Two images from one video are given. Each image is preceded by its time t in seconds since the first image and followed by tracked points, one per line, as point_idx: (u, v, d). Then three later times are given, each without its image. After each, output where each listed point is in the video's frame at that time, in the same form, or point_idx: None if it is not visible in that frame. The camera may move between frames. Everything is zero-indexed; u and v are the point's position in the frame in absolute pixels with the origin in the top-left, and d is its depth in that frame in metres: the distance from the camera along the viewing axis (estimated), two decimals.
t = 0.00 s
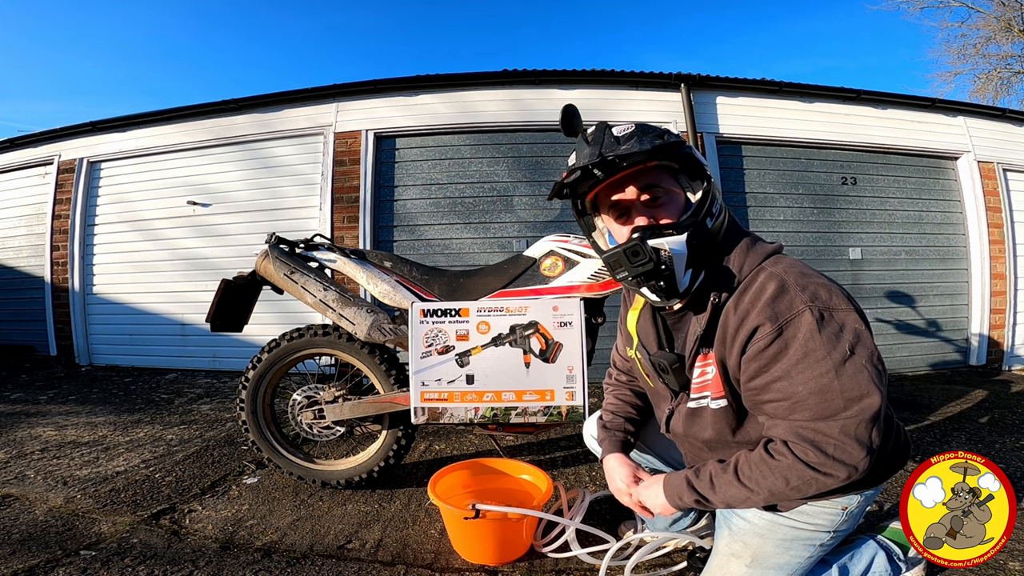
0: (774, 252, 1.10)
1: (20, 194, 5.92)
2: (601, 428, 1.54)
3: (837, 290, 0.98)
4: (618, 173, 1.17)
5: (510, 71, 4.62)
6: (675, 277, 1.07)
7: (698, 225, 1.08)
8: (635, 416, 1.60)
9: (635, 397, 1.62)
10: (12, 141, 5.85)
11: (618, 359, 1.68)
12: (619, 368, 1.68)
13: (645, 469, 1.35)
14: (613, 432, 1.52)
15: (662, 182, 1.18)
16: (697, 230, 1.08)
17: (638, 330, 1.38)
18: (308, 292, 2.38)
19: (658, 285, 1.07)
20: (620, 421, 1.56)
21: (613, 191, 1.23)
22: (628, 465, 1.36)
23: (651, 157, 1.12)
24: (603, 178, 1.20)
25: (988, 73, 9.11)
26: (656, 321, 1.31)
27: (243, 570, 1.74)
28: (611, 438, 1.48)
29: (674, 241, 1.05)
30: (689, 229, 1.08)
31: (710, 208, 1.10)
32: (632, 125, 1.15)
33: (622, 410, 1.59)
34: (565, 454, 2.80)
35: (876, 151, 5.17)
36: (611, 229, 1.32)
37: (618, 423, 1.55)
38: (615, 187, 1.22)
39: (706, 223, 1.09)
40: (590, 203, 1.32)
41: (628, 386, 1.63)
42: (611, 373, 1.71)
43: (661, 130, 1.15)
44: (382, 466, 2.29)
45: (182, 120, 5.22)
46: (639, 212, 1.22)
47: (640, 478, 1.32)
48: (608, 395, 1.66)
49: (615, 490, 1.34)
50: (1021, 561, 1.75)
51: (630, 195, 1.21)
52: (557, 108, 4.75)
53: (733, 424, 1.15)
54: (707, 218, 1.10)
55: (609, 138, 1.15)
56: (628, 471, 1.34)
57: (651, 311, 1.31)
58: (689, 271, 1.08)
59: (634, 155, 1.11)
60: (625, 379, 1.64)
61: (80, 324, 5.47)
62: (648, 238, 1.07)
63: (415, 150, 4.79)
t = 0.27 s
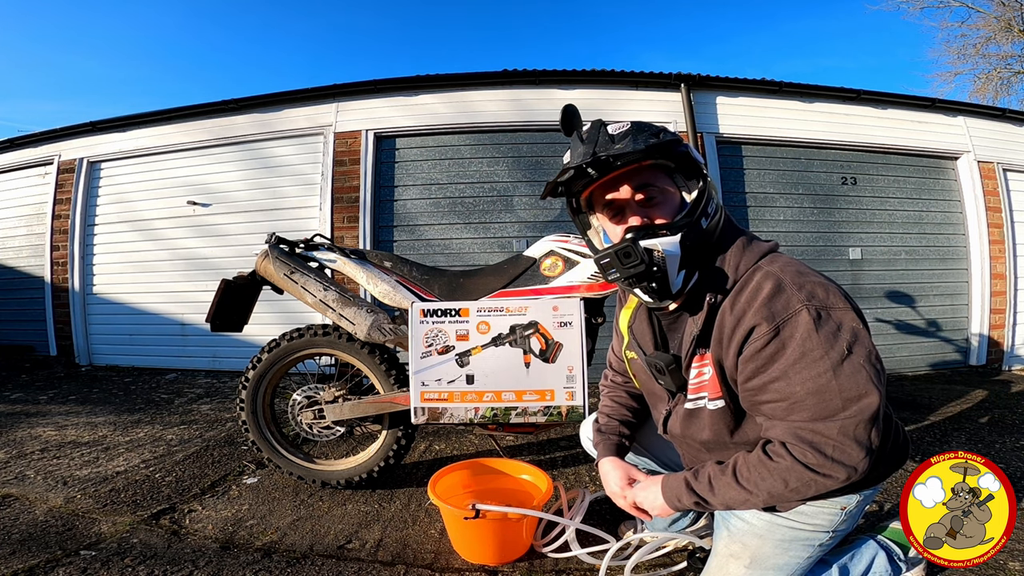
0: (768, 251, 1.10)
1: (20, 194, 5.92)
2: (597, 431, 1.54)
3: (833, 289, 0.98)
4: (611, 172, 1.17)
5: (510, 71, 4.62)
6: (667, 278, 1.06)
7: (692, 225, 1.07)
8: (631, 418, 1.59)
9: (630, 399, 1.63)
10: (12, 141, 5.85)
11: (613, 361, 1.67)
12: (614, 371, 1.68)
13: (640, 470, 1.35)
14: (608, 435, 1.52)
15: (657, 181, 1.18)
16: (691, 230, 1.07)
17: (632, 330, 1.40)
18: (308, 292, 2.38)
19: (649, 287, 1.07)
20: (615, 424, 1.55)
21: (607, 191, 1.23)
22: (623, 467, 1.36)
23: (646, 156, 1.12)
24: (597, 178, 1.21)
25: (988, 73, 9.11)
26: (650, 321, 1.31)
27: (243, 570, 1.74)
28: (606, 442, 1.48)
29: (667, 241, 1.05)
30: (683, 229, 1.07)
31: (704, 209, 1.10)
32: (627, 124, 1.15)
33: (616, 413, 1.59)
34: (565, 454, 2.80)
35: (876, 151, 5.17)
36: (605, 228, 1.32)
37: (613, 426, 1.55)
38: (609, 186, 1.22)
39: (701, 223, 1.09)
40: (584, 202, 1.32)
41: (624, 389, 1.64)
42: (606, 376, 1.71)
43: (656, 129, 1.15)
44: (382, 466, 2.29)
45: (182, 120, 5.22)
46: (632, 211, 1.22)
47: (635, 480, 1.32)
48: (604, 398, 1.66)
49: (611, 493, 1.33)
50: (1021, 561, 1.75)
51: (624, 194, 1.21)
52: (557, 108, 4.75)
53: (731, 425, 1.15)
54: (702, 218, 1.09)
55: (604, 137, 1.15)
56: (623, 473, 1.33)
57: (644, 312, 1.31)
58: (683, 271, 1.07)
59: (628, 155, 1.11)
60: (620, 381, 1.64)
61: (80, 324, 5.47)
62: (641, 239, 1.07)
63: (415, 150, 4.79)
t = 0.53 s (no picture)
0: (763, 247, 1.10)
1: (20, 194, 5.92)
2: (595, 430, 1.54)
3: (826, 283, 0.97)
4: (593, 177, 1.20)
5: (510, 71, 4.62)
6: (637, 280, 1.13)
7: (668, 230, 1.11)
8: (630, 417, 1.60)
9: (629, 399, 1.64)
10: (12, 141, 5.85)
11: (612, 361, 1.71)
12: (614, 371, 1.70)
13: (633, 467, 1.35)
14: (607, 433, 1.52)
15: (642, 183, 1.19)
16: (666, 235, 1.11)
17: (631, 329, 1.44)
18: (308, 292, 2.37)
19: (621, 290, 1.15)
20: (614, 422, 1.56)
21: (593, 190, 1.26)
22: (617, 464, 1.36)
23: (628, 161, 1.14)
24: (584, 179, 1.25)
25: (988, 73, 9.11)
26: (649, 320, 1.35)
27: (243, 570, 1.74)
28: (604, 440, 1.48)
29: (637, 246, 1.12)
30: (657, 234, 1.12)
31: (686, 212, 1.13)
32: (615, 127, 1.17)
33: (615, 412, 1.59)
34: (565, 454, 2.80)
35: (876, 151, 5.17)
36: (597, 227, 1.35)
37: (612, 424, 1.55)
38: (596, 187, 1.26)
39: (679, 227, 1.12)
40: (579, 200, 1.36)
41: (623, 389, 1.65)
42: (605, 377, 1.73)
43: (643, 131, 1.15)
44: (382, 466, 2.29)
45: (182, 120, 5.22)
46: (615, 213, 1.24)
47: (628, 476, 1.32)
48: (603, 398, 1.68)
49: (604, 489, 1.33)
50: (1021, 561, 1.75)
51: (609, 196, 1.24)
52: (558, 108, 4.75)
53: (727, 422, 1.15)
54: (681, 222, 1.12)
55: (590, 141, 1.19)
56: (617, 469, 1.34)
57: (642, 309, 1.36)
58: (653, 276, 1.13)
59: (608, 160, 1.14)
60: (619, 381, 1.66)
61: (80, 324, 5.47)
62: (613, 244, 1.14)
63: (415, 150, 4.79)
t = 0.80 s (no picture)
0: (761, 243, 1.10)
1: (20, 194, 5.92)
2: (596, 425, 1.54)
3: (821, 279, 0.97)
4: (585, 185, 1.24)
5: (510, 71, 4.62)
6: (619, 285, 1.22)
7: (650, 241, 1.16)
8: (632, 415, 1.60)
9: (632, 396, 1.63)
10: (12, 141, 5.84)
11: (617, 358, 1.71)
12: (619, 368, 1.70)
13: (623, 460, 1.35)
14: (607, 429, 1.52)
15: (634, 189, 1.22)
16: (647, 246, 1.16)
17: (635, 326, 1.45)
18: (308, 292, 2.37)
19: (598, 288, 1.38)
20: (615, 419, 1.56)
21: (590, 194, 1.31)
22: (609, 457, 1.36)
23: (614, 171, 1.17)
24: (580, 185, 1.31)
25: (988, 72, 9.11)
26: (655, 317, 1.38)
27: (243, 570, 1.74)
28: (603, 435, 1.48)
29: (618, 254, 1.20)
30: (639, 243, 1.17)
31: (671, 221, 1.15)
32: (606, 136, 1.20)
33: (618, 409, 1.59)
34: (565, 454, 2.79)
35: (876, 151, 5.17)
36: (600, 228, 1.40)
37: (613, 420, 1.55)
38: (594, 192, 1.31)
39: (663, 236, 1.16)
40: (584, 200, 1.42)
41: (626, 385, 1.64)
42: (611, 373, 1.72)
43: (633, 139, 1.17)
44: (382, 466, 2.29)
45: (182, 120, 5.22)
46: (608, 218, 1.29)
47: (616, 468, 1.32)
48: (606, 395, 1.67)
49: (592, 478, 1.33)
50: (1021, 561, 1.75)
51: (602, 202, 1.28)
52: (558, 108, 4.75)
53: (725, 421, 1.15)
54: (665, 231, 1.16)
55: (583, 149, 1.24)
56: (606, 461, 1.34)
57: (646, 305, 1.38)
58: (635, 282, 1.19)
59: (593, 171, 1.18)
60: (623, 377, 1.66)
61: (80, 324, 5.47)
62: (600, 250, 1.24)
63: (415, 150, 4.79)
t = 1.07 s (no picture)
0: (773, 246, 1.10)
1: (20, 194, 5.92)
2: (603, 424, 1.55)
3: (835, 283, 0.97)
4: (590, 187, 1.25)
5: (510, 71, 4.62)
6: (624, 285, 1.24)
7: (653, 243, 1.16)
8: (639, 414, 1.60)
9: (640, 395, 1.63)
10: (12, 141, 5.84)
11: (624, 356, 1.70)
12: (625, 366, 1.69)
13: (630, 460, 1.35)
14: (614, 429, 1.53)
15: (639, 190, 1.22)
16: (650, 248, 1.16)
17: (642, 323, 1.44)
18: (308, 292, 2.37)
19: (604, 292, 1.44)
20: (622, 418, 1.56)
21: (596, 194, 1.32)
22: (616, 456, 1.37)
23: (617, 172, 1.17)
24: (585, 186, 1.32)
25: (988, 72, 9.11)
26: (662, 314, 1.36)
27: (243, 570, 1.74)
28: (610, 435, 1.49)
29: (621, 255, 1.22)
30: (642, 245, 1.18)
31: (676, 221, 1.15)
32: (610, 137, 1.20)
33: (625, 408, 1.59)
34: (565, 454, 2.80)
35: (876, 151, 5.18)
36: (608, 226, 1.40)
37: (620, 420, 1.56)
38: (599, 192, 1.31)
39: (667, 237, 1.16)
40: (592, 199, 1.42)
41: (634, 384, 1.64)
42: (617, 371, 1.71)
43: (637, 140, 1.17)
44: (382, 466, 2.29)
45: (182, 120, 5.22)
46: (615, 218, 1.29)
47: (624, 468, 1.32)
48: (614, 392, 1.67)
49: (599, 478, 1.34)
50: (1021, 561, 1.76)
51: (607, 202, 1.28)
52: (558, 108, 4.75)
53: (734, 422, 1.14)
54: (669, 232, 1.16)
55: (588, 150, 1.24)
56: (614, 461, 1.34)
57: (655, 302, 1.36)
58: (639, 281, 1.21)
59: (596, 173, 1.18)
60: (631, 376, 1.65)
61: (80, 324, 5.47)
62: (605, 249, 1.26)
63: (415, 150, 4.79)
